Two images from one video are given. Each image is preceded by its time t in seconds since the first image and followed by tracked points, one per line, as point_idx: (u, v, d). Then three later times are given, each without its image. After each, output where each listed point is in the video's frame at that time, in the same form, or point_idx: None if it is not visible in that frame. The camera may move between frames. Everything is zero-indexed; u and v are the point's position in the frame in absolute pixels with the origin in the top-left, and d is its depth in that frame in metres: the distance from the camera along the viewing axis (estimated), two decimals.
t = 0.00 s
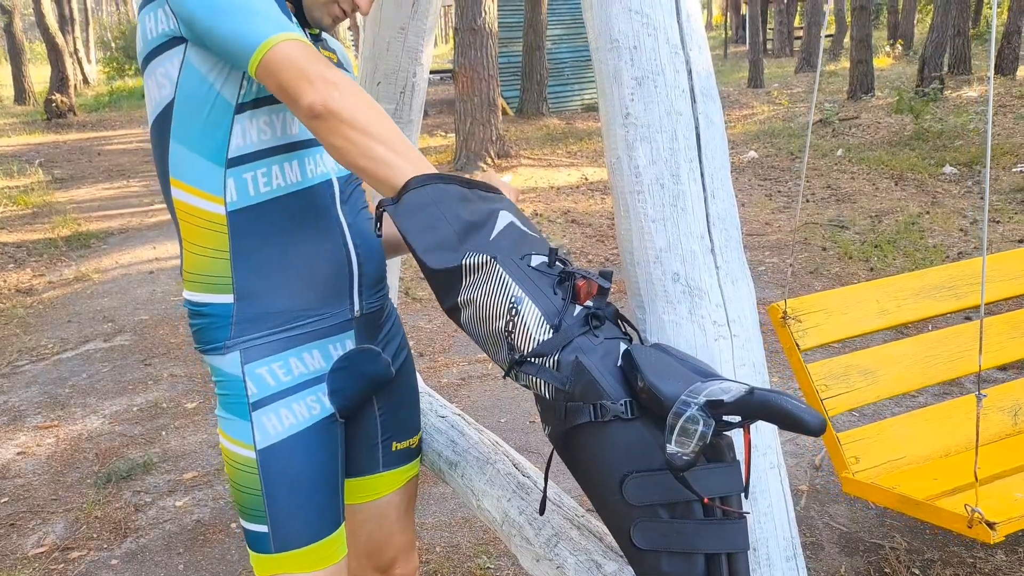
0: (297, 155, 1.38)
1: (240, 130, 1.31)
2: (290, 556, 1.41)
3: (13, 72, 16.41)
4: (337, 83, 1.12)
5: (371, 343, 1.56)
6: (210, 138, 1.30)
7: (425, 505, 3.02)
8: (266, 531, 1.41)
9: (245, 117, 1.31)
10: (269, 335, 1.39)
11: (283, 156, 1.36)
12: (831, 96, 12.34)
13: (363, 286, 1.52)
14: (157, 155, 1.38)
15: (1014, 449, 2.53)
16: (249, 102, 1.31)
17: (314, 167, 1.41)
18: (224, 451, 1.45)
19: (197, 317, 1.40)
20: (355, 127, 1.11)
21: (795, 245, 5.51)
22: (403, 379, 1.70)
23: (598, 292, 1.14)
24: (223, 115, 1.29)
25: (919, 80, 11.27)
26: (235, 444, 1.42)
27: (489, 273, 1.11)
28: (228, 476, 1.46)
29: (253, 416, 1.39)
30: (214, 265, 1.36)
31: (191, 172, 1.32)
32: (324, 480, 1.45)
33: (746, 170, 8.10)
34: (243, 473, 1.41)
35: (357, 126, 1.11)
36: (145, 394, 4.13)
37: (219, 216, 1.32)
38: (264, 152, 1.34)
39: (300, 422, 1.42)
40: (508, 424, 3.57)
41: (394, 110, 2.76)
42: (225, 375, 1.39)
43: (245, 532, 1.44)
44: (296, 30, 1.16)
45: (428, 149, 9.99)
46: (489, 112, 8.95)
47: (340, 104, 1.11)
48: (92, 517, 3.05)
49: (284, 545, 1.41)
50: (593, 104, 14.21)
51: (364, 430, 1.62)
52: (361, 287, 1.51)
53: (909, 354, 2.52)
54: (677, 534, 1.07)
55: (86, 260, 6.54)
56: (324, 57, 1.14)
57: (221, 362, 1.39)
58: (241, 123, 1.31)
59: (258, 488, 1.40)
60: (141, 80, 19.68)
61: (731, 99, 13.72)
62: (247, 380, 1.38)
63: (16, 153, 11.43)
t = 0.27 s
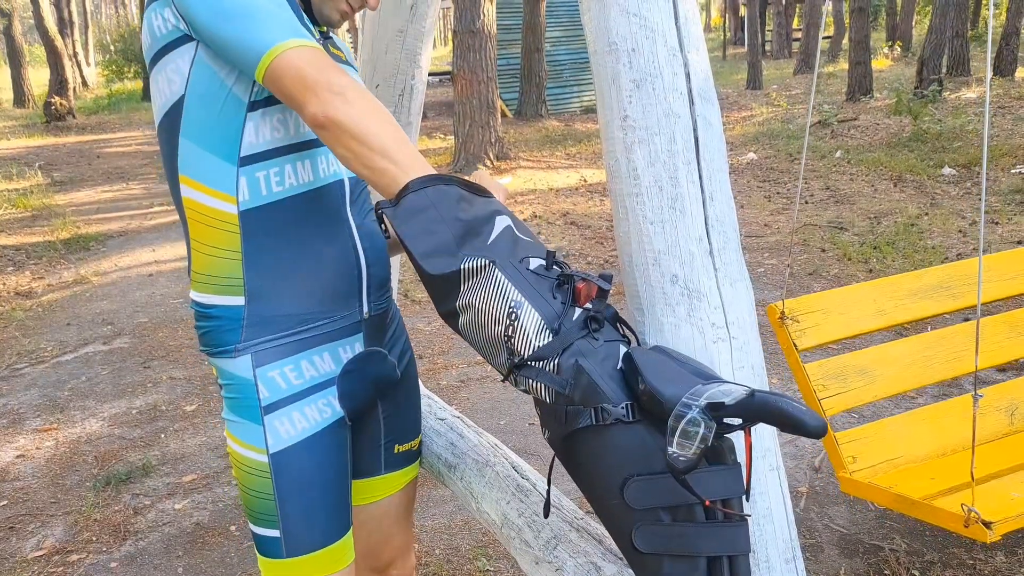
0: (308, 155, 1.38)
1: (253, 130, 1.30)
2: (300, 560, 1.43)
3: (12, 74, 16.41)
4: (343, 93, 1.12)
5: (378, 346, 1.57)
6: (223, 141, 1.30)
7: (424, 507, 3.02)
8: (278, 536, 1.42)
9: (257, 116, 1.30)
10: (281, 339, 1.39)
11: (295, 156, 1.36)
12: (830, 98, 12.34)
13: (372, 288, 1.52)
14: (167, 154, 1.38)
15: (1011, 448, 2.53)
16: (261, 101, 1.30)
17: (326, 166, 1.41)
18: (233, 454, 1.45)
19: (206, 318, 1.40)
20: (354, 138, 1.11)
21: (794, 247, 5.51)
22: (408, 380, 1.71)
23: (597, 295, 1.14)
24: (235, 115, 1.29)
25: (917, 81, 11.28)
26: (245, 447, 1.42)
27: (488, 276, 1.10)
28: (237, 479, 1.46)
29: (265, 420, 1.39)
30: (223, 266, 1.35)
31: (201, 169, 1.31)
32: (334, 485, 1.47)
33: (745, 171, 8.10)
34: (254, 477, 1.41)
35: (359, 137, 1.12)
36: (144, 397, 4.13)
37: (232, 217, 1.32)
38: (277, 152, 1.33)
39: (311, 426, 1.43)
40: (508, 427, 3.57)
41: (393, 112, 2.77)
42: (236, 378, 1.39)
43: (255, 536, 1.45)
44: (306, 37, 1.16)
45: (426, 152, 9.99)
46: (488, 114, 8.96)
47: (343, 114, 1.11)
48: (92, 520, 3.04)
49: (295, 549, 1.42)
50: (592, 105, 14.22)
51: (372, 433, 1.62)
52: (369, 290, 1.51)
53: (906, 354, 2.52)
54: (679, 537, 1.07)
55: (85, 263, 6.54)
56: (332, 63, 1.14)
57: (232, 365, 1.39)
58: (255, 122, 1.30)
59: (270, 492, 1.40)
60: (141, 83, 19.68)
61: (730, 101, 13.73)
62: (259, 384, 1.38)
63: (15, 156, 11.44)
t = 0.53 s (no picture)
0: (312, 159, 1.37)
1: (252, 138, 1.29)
2: (301, 565, 1.42)
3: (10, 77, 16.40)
4: (308, 107, 1.08)
5: (382, 351, 1.57)
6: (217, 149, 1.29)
7: (423, 510, 3.02)
8: (279, 540, 1.42)
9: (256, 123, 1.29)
10: (285, 343, 1.39)
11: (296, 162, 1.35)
12: (827, 99, 12.36)
13: (376, 293, 1.52)
14: (169, 158, 1.38)
15: (1004, 449, 2.53)
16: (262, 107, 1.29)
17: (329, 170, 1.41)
18: (236, 458, 1.45)
19: (209, 322, 1.40)
20: (324, 156, 1.08)
21: (792, 249, 5.52)
22: (411, 384, 1.71)
23: (593, 298, 1.14)
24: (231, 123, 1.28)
25: (915, 83, 11.30)
26: (247, 451, 1.42)
27: (484, 282, 1.10)
28: (239, 483, 1.46)
29: (268, 424, 1.39)
30: (227, 270, 1.35)
31: (201, 177, 1.31)
32: (336, 490, 1.47)
33: (743, 173, 8.11)
34: (256, 481, 1.41)
35: (327, 154, 1.08)
36: (143, 400, 4.13)
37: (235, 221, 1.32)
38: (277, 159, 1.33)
39: (314, 430, 1.43)
40: (507, 429, 3.57)
41: (389, 115, 2.77)
42: (239, 382, 1.39)
43: (257, 539, 1.45)
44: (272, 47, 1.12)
45: (425, 154, 10.00)
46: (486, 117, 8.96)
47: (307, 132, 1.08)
48: (90, 523, 3.04)
49: (296, 553, 1.42)
50: (590, 108, 14.23)
51: (374, 437, 1.62)
52: (373, 295, 1.51)
53: (899, 355, 2.52)
54: (677, 540, 1.05)
55: (83, 266, 6.53)
56: (298, 77, 1.10)
57: (236, 368, 1.38)
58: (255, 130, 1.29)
59: (273, 497, 1.40)
60: (139, 86, 19.68)
61: (727, 103, 13.75)
62: (262, 389, 1.38)
63: (13, 159, 11.44)
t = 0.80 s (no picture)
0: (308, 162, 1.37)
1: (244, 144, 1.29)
2: (290, 568, 1.42)
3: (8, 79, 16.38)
4: (274, 110, 1.08)
5: (375, 355, 1.57)
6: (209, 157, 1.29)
7: (421, 512, 3.01)
8: (268, 543, 1.41)
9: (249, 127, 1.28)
10: (274, 347, 1.39)
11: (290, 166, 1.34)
12: (824, 101, 12.38)
13: (368, 297, 1.52)
14: (166, 162, 1.38)
15: (997, 449, 2.53)
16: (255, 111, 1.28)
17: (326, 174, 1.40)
18: (227, 460, 1.45)
19: (201, 325, 1.40)
20: (296, 159, 1.07)
21: (790, 250, 5.52)
22: (405, 388, 1.70)
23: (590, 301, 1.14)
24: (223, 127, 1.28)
25: (912, 84, 11.32)
26: (238, 454, 1.42)
27: (480, 287, 1.10)
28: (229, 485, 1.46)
29: (257, 427, 1.39)
30: (219, 275, 1.36)
31: (194, 180, 1.31)
32: (326, 493, 1.46)
33: (741, 174, 8.12)
34: (245, 484, 1.41)
35: (300, 158, 1.08)
36: (140, 402, 4.12)
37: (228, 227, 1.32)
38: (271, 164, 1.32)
39: (303, 434, 1.43)
40: (505, 431, 3.56)
41: (386, 117, 2.78)
42: (229, 385, 1.39)
43: (247, 541, 1.45)
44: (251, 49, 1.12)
45: (422, 156, 10.00)
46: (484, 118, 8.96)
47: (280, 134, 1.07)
48: (88, 526, 3.04)
49: (286, 557, 1.41)
50: (587, 109, 14.25)
51: (366, 440, 1.62)
52: (365, 299, 1.50)
53: (891, 355, 2.52)
54: (675, 541, 1.05)
55: (81, 268, 6.52)
56: (271, 79, 1.11)
57: (226, 371, 1.39)
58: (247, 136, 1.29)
59: (262, 499, 1.40)
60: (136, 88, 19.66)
61: (725, 104, 13.76)
62: (252, 392, 1.38)
63: (10, 162, 11.41)
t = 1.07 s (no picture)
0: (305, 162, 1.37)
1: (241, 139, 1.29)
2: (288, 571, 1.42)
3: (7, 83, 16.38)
4: (300, 97, 1.09)
5: (373, 357, 1.56)
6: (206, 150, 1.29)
7: (420, 515, 3.01)
8: (266, 546, 1.41)
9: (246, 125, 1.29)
10: (270, 350, 1.39)
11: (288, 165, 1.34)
12: (822, 103, 12.39)
13: (365, 300, 1.51)
14: (162, 158, 1.38)
15: (990, 451, 2.53)
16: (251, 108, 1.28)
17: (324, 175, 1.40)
18: (224, 463, 1.45)
19: (199, 327, 1.40)
20: (312, 146, 1.08)
21: (789, 252, 5.52)
22: (403, 390, 1.70)
23: (589, 303, 1.14)
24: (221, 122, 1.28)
25: (910, 86, 11.33)
26: (234, 457, 1.42)
27: (481, 288, 1.11)
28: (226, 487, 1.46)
29: (253, 430, 1.39)
30: (215, 276, 1.36)
31: (190, 178, 1.32)
32: (324, 496, 1.46)
33: (740, 176, 8.12)
34: (242, 487, 1.41)
35: (315, 146, 1.08)
36: (139, 405, 4.12)
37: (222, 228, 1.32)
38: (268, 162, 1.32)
39: (299, 437, 1.43)
40: (504, 433, 3.56)
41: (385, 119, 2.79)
42: (225, 388, 1.39)
43: (244, 544, 1.45)
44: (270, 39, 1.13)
45: (421, 158, 10.00)
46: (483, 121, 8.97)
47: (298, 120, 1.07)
48: (87, 529, 3.03)
49: (283, 559, 1.41)
50: (586, 111, 14.26)
51: (364, 443, 1.62)
52: (362, 302, 1.50)
53: (883, 358, 2.52)
54: (674, 543, 1.05)
55: (79, 271, 6.52)
56: (293, 69, 1.12)
57: (222, 374, 1.39)
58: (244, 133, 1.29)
59: (259, 502, 1.40)
60: (135, 91, 19.66)
61: (723, 107, 13.78)
62: (247, 395, 1.38)
63: (9, 165, 11.40)
